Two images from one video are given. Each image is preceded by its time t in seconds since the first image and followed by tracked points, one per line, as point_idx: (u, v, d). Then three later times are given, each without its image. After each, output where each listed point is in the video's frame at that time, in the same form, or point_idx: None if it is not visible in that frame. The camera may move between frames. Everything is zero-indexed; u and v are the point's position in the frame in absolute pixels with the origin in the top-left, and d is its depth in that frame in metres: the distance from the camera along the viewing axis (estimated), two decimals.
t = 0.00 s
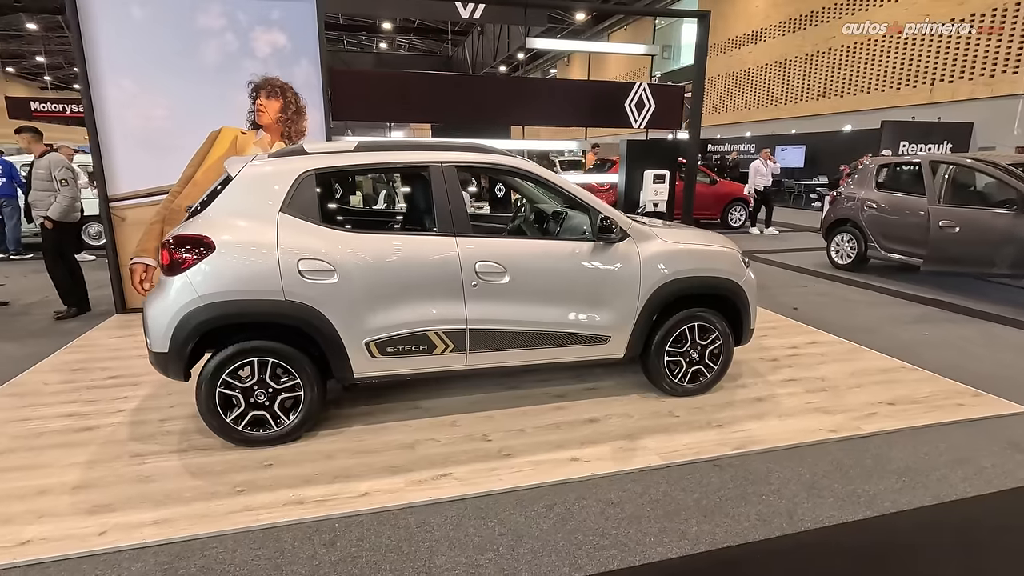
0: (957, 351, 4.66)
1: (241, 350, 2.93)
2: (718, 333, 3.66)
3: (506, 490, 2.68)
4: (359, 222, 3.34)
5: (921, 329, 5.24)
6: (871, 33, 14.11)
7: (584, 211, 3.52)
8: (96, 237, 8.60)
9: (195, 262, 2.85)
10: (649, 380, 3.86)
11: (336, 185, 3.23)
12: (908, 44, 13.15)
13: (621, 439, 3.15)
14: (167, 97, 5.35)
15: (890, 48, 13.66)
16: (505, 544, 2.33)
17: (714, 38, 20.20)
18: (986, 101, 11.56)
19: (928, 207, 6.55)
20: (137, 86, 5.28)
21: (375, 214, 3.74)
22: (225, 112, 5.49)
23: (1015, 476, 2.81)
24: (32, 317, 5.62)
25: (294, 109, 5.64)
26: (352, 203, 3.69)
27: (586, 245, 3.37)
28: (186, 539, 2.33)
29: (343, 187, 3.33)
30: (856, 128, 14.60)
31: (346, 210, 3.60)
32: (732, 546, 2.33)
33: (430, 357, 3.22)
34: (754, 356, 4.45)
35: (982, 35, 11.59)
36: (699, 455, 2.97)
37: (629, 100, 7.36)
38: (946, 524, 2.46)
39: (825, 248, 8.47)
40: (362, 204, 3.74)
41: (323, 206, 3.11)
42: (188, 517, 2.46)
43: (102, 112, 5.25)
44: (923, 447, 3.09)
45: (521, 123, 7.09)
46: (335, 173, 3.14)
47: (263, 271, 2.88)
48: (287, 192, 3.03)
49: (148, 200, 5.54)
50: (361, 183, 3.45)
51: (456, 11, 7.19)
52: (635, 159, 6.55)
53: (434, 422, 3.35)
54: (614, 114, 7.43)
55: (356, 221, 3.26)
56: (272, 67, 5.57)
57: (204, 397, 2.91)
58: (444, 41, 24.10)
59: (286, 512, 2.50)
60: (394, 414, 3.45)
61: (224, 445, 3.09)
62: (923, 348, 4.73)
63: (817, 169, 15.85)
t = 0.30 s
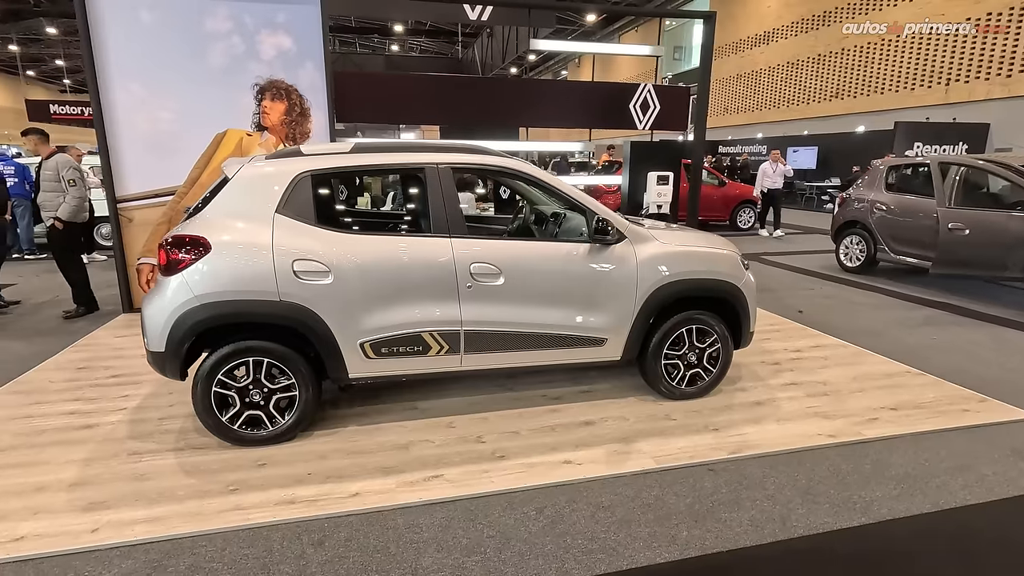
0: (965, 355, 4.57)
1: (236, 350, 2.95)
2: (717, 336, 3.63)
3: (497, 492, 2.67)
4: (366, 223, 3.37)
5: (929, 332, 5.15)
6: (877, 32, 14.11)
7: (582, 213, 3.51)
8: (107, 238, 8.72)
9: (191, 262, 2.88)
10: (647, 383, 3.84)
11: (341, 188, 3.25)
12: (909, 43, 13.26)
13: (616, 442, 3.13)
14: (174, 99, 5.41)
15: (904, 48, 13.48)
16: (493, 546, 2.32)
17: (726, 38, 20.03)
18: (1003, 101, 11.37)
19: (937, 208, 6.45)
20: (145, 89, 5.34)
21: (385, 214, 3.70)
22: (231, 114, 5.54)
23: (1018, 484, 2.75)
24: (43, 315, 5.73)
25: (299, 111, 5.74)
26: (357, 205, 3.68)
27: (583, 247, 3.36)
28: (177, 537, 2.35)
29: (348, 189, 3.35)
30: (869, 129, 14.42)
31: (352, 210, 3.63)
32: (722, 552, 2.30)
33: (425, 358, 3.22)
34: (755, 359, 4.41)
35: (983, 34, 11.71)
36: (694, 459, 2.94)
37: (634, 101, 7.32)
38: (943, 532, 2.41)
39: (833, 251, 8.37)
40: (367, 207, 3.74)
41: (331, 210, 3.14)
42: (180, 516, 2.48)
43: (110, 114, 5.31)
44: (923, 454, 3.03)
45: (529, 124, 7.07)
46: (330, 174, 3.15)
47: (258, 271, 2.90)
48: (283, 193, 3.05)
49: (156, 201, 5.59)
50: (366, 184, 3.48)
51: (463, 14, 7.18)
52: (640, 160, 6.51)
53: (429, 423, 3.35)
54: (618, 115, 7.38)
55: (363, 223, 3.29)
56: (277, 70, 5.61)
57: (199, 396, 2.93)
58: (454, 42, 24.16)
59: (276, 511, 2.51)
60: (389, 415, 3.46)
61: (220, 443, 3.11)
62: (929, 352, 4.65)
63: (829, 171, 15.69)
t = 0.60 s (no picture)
0: (975, 359, 4.48)
1: (233, 349, 2.96)
2: (717, 339, 3.58)
3: (490, 493, 2.66)
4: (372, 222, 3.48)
5: (938, 336, 5.05)
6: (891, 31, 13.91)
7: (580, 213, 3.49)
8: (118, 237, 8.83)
9: (189, 262, 2.89)
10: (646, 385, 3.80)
11: (348, 190, 3.35)
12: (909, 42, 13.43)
13: (612, 445, 3.10)
14: (180, 99, 5.47)
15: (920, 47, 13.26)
16: (483, 548, 2.30)
17: (738, 38, 19.85)
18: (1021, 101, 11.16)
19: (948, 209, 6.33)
20: (151, 89, 5.41)
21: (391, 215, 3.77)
22: (237, 114, 5.59)
23: None
24: (53, 313, 5.82)
25: (304, 112, 5.76)
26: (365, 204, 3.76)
27: (581, 248, 3.33)
28: (169, 534, 2.37)
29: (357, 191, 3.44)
30: (883, 129, 14.22)
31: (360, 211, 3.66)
32: (714, 557, 2.27)
33: (421, 359, 3.22)
34: (758, 363, 4.35)
35: (982, 35, 11.86)
36: (691, 463, 2.91)
37: (640, 101, 7.25)
38: (942, 540, 2.36)
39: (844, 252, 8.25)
40: (373, 207, 3.81)
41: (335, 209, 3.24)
42: (173, 513, 2.50)
43: (117, 114, 5.38)
44: (927, 460, 2.97)
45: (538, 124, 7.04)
46: (328, 174, 3.15)
47: (254, 271, 2.91)
48: (280, 192, 3.06)
49: (162, 200, 5.65)
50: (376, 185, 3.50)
51: (472, 14, 7.15)
52: (645, 160, 6.49)
53: (426, 423, 3.35)
54: (625, 115, 7.31)
55: (369, 223, 3.38)
56: (283, 70, 5.65)
57: (196, 394, 2.94)
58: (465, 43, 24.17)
59: (269, 510, 2.52)
60: (386, 415, 3.46)
61: (218, 442, 3.13)
62: (938, 356, 4.56)
63: (843, 172, 15.49)
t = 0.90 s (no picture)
0: (985, 363, 4.38)
1: (230, 347, 2.97)
2: (718, 340, 3.54)
3: (482, 495, 2.64)
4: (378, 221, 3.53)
5: (949, 339, 4.95)
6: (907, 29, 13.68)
7: (578, 213, 3.47)
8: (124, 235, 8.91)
9: (185, 259, 2.91)
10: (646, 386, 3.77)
11: (352, 189, 3.48)
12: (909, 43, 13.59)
13: (609, 447, 3.07)
14: (187, 100, 5.51)
15: (937, 45, 13.03)
16: (472, 550, 2.28)
17: (751, 36, 19.65)
18: None
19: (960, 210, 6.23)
20: (159, 90, 5.44)
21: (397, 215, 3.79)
22: (243, 114, 5.63)
23: None
24: (63, 310, 5.90)
25: (309, 111, 5.77)
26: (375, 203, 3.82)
27: (579, 248, 3.30)
28: (161, 531, 2.38)
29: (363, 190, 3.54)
30: (899, 128, 14.00)
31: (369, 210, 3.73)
32: (706, 562, 2.23)
33: (417, 358, 3.21)
34: (762, 365, 4.29)
35: (983, 34, 11.98)
36: (687, 466, 2.87)
37: (646, 99, 7.19)
38: (943, 549, 2.30)
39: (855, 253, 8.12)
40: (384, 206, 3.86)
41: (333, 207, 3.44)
42: (166, 510, 2.51)
43: (125, 114, 5.41)
44: (930, 466, 2.90)
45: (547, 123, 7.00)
46: (325, 173, 3.16)
47: (250, 269, 2.92)
48: (276, 191, 3.06)
49: (169, 199, 5.70)
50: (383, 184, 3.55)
51: (480, 12, 7.08)
52: (650, 160, 6.44)
53: (422, 423, 3.34)
54: (632, 115, 7.25)
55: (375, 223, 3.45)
56: (288, 70, 5.68)
57: (192, 391, 2.96)
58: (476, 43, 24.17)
59: (260, 508, 2.52)
60: (383, 414, 3.45)
61: (215, 439, 3.14)
62: (947, 359, 4.47)
63: (857, 171, 15.27)
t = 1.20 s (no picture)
0: (995, 367, 4.29)
1: (226, 345, 2.98)
2: (718, 342, 3.49)
3: (474, 496, 2.63)
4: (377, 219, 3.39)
5: (959, 342, 4.85)
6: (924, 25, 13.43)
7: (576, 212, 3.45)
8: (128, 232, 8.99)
9: (182, 257, 2.92)
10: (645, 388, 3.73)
11: (357, 184, 3.38)
12: (910, 42, 13.77)
13: (604, 449, 3.04)
14: (194, 99, 5.55)
15: (954, 42, 12.79)
16: (460, 552, 2.27)
17: (763, 34, 19.43)
18: None
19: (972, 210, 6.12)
20: (166, 90, 5.47)
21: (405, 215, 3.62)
22: (249, 112, 5.69)
23: None
24: (72, 307, 5.98)
25: (313, 110, 5.76)
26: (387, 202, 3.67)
27: (577, 248, 3.27)
28: (153, 528, 2.39)
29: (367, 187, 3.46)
30: (914, 127, 13.78)
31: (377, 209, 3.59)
32: (697, 568, 2.20)
33: (413, 358, 3.20)
34: (765, 367, 4.23)
35: (983, 34, 12.10)
36: (683, 470, 2.83)
37: (652, 98, 7.13)
38: (943, 558, 2.24)
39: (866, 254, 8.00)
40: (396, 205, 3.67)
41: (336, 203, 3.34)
42: (159, 507, 2.52)
43: (133, 113, 5.44)
44: (933, 472, 2.84)
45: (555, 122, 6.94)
46: (321, 171, 3.16)
47: (245, 267, 2.93)
48: (273, 189, 3.07)
49: (175, 197, 5.74)
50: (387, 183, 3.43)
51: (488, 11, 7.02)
52: (655, 159, 6.39)
53: (418, 423, 3.33)
54: (638, 113, 7.18)
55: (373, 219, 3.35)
56: (292, 69, 5.74)
57: (189, 389, 2.97)
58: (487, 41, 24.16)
59: (252, 506, 2.52)
60: (380, 413, 3.45)
61: (212, 437, 3.16)
62: (956, 363, 4.38)
63: (871, 170, 15.05)
